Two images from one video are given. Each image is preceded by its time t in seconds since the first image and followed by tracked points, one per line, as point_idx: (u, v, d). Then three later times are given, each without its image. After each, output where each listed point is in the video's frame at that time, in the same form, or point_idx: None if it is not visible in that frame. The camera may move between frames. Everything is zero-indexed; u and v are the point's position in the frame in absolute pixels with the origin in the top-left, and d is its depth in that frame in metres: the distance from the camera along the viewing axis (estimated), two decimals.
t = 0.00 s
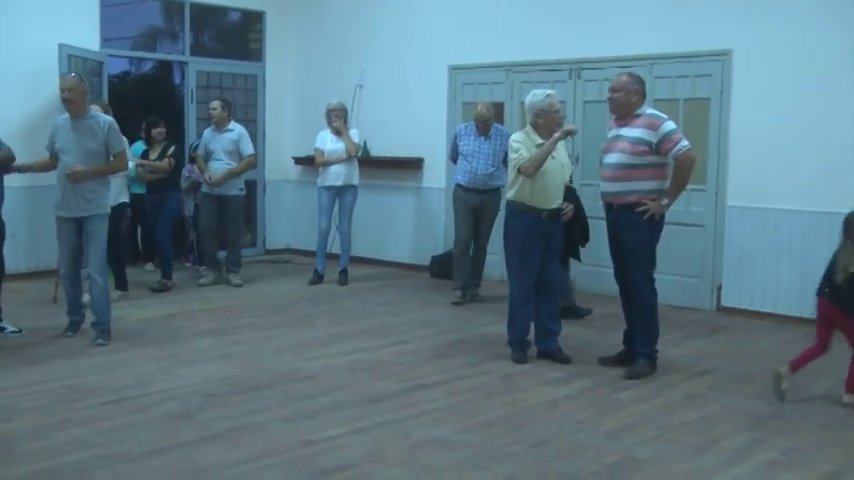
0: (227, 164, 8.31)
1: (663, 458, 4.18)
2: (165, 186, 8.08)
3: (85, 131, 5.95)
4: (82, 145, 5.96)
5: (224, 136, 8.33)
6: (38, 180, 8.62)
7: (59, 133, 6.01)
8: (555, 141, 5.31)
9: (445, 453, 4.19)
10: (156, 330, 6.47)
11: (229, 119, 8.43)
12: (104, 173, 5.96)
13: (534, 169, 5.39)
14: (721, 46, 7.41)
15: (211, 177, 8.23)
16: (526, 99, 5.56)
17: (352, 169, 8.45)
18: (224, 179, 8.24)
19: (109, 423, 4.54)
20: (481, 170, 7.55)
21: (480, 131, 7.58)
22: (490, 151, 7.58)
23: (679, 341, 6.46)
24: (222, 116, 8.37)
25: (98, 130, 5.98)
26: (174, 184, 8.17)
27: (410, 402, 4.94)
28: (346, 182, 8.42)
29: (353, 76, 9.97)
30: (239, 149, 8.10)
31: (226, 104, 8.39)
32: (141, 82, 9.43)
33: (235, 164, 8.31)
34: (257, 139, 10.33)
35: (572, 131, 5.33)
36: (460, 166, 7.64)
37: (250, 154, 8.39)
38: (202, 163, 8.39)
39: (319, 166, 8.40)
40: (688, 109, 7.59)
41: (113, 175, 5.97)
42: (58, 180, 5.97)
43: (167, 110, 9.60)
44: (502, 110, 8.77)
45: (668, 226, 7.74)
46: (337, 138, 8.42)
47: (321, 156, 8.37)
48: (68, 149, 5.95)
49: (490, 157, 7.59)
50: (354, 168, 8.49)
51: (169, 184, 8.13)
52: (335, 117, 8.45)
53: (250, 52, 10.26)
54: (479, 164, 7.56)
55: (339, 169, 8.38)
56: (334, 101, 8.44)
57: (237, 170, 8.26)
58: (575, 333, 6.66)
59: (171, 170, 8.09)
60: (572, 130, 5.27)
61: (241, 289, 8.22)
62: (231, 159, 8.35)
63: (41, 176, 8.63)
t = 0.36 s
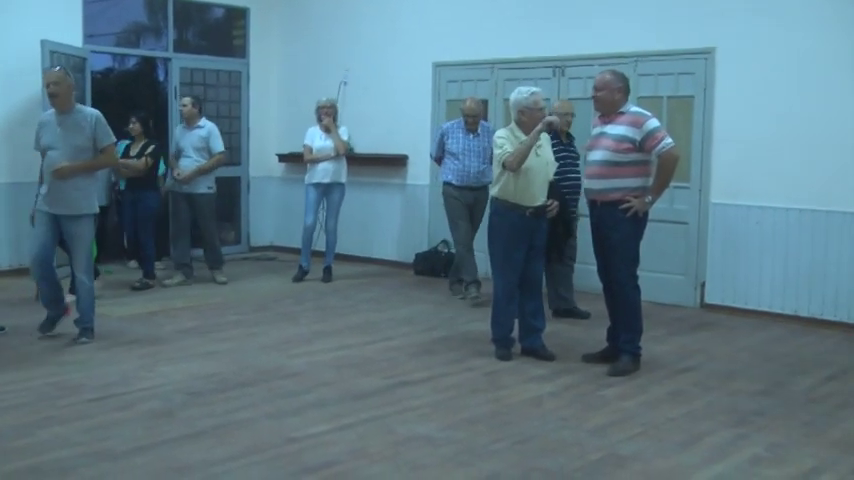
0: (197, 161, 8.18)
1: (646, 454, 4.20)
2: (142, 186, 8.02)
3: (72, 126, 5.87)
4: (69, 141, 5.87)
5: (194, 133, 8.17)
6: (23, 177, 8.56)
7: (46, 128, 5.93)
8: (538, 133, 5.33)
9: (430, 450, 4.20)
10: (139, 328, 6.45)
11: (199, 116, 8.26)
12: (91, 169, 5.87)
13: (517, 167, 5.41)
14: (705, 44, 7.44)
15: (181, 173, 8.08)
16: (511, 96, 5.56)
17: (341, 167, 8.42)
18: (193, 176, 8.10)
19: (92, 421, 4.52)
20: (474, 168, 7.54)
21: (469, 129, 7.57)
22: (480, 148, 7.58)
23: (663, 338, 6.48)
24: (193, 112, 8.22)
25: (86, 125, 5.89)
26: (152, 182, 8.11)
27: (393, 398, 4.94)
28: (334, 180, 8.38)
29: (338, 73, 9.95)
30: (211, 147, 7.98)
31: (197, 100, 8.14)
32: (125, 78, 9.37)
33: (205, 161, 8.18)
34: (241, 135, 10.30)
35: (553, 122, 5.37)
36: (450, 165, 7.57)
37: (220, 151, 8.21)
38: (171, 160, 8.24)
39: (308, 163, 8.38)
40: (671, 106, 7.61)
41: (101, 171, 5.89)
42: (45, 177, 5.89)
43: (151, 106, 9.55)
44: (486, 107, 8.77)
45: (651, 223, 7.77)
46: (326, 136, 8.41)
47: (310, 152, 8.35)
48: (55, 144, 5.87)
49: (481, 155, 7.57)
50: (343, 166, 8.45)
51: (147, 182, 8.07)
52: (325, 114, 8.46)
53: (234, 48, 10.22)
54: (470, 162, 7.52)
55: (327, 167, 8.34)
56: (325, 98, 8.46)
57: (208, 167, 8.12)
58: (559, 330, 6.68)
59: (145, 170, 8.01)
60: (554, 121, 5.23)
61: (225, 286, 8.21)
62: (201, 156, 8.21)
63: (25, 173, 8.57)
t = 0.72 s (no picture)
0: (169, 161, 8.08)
1: (635, 451, 4.21)
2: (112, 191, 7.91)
3: (42, 129, 5.76)
4: (40, 145, 5.75)
5: (165, 133, 8.07)
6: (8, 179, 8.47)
7: (17, 132, 5.84)
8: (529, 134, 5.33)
9: (419, 449, 4.20)
10: (127, 329, 6.43)
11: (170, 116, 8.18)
12: (61, 174, 5.74)
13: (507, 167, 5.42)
14: (692, 41, 7.46)
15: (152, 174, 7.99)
16: (500, 94, 5.55)
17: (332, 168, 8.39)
18: (165, 176, 8.00)
19: (80, 423, 4.50)
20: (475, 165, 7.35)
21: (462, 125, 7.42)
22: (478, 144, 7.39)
23: (652, 336, 6.50)
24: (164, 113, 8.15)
25: (56, 128, 5.77)
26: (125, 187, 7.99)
27: (383, 398, 4.94)
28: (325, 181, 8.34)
29: (325, 72, 9.95)
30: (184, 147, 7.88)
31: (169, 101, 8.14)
32: (112, 79, 9.34)
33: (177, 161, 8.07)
34: (229, 136, 10.29)
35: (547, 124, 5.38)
36: (448, 166, 7.34)
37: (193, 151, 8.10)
38: (144, 161, 8.14)
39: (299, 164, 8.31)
40: (659, 104, 7.63)
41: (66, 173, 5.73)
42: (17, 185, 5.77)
43: (138, 107, 9.52)
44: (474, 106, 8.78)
45: (640, 221, 7.79)
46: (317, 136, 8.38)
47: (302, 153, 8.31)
48: (24, 148, 5.76)
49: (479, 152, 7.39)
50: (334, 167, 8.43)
51: (118, 187, 7.95)
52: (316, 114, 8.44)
53: (222, 49, 10.21)
54: (470, 159, 7.32)
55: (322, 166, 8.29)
56: (316, 99, 8.46)
57: (180, 167, 8.02)
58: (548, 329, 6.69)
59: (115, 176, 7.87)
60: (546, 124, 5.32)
61: (214, 287, 8.19)
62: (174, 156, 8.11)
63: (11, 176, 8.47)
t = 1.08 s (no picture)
0: (140, 165, 7.81)
1: (619, 450, 4.22)
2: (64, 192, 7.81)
3: None
4: None
5: (135, 136, 7.82)
6: None
7: None
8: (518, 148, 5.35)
9: (404, 450, 4.20)
10: (111, 331, 6.41)
11: (142, 119, 7.92)
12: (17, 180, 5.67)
13: (492, 173, 5.42)
14: (675, 41, 7.49)
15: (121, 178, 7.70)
16: (484, 95, 5.55)
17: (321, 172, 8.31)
18: (134, 179, 7.73)
19: (64, 426, 4.48)
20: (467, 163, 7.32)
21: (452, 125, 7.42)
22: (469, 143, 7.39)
23: (636, 335, 6.52)
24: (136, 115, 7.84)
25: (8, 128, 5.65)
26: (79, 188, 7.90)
27: (367, 399, 4.93)
28: (314, 184, 8.26)
29: (309, 73, 9.94)
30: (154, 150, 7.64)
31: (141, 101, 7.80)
32: (94, 81, 9.26)
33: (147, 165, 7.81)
34: (212, 136, 10.26)
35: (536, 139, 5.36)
36: (441, 167, 7.29)
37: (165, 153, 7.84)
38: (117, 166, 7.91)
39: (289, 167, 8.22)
40: (642, 103, 7.66)
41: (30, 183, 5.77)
42: None
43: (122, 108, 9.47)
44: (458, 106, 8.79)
45: (624, 220, 7.81)
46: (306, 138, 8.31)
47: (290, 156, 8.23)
48: None
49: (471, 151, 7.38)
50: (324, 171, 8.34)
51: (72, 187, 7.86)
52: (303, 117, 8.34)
53: (205, 50, 10.18)
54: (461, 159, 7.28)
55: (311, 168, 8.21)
56: (301, 101, 8.35)
57: (149, 171, 7.75)
58: (533, 328, 6.70)
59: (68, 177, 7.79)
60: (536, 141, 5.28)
61: (198, 288, 8.17)
62: (145, 160, 7.84)
63: None
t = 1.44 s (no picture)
0: (121, 167, 7.77)
1: (618, 454, 4.22)
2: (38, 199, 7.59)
3: None
4: None
5: (117, 139, 7.79)
6: None
7: None
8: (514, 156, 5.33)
9: (403, 454, 4.19)
10: (108, 336, 6.40)
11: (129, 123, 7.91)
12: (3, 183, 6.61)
13: (488, 180, 5.43)
14: (671, 45, 7.50)
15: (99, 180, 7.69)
16: (479, 99, 5.56)
17: (324, 173, 8.14)
18: (111, 181, 7.66)
19: (61, 431, 4.47)
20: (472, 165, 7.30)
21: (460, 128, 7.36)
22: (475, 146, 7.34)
23: (633, 338, 6.52)
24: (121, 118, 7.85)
25: None
26: (54, 192, 7.65)
27: (365, 403, 4.93)
28: (319, 186, 8.11)
29: (305, 77, 9.94)
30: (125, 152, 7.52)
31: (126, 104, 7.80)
32: (90, 85, 9.30)
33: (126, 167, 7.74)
34: (208, 140, 10.26)
35: (534, 147, 5.31)
36: (446, 170, 7.30)
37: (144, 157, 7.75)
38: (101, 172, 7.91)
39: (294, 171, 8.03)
40: (638, 107, 7.67)
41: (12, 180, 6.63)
42: None
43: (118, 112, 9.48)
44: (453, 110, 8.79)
45: (621, 224, 7.82)
46: (308, 140, 8.11)
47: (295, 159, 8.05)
48: None
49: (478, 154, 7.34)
50: (327, 172, 8.19)
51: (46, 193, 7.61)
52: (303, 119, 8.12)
53: (201, 54, 10.18)
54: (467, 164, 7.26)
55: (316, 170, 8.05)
56: (302, 103, 8.11)
57: (125, 173, 7.66)
58: (530, 332, 6.70)
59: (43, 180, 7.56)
60: (531, 146, 5.24)
61: (194, 293, 8.16)
62: (126, 163, 7.79)
63: None
